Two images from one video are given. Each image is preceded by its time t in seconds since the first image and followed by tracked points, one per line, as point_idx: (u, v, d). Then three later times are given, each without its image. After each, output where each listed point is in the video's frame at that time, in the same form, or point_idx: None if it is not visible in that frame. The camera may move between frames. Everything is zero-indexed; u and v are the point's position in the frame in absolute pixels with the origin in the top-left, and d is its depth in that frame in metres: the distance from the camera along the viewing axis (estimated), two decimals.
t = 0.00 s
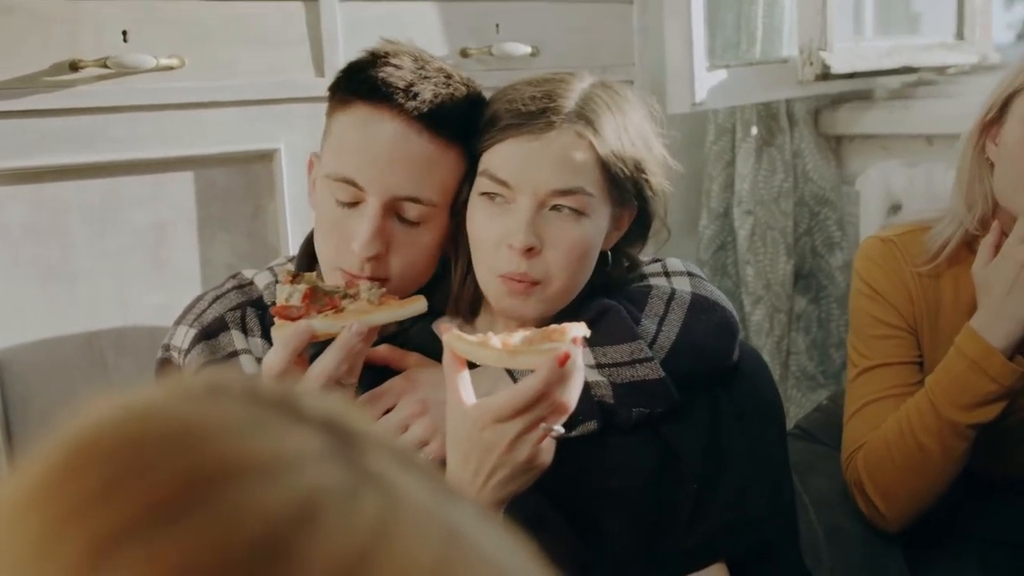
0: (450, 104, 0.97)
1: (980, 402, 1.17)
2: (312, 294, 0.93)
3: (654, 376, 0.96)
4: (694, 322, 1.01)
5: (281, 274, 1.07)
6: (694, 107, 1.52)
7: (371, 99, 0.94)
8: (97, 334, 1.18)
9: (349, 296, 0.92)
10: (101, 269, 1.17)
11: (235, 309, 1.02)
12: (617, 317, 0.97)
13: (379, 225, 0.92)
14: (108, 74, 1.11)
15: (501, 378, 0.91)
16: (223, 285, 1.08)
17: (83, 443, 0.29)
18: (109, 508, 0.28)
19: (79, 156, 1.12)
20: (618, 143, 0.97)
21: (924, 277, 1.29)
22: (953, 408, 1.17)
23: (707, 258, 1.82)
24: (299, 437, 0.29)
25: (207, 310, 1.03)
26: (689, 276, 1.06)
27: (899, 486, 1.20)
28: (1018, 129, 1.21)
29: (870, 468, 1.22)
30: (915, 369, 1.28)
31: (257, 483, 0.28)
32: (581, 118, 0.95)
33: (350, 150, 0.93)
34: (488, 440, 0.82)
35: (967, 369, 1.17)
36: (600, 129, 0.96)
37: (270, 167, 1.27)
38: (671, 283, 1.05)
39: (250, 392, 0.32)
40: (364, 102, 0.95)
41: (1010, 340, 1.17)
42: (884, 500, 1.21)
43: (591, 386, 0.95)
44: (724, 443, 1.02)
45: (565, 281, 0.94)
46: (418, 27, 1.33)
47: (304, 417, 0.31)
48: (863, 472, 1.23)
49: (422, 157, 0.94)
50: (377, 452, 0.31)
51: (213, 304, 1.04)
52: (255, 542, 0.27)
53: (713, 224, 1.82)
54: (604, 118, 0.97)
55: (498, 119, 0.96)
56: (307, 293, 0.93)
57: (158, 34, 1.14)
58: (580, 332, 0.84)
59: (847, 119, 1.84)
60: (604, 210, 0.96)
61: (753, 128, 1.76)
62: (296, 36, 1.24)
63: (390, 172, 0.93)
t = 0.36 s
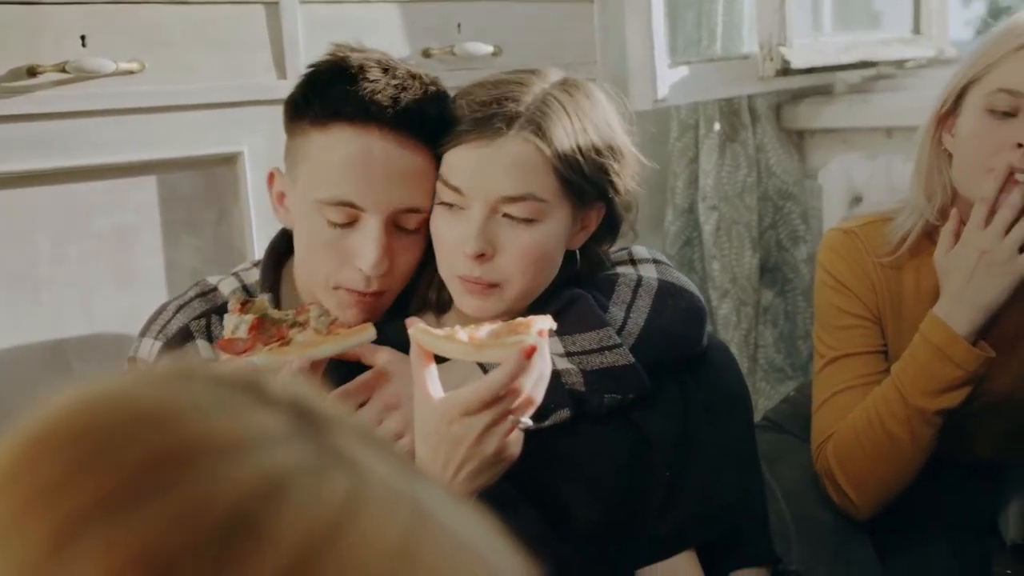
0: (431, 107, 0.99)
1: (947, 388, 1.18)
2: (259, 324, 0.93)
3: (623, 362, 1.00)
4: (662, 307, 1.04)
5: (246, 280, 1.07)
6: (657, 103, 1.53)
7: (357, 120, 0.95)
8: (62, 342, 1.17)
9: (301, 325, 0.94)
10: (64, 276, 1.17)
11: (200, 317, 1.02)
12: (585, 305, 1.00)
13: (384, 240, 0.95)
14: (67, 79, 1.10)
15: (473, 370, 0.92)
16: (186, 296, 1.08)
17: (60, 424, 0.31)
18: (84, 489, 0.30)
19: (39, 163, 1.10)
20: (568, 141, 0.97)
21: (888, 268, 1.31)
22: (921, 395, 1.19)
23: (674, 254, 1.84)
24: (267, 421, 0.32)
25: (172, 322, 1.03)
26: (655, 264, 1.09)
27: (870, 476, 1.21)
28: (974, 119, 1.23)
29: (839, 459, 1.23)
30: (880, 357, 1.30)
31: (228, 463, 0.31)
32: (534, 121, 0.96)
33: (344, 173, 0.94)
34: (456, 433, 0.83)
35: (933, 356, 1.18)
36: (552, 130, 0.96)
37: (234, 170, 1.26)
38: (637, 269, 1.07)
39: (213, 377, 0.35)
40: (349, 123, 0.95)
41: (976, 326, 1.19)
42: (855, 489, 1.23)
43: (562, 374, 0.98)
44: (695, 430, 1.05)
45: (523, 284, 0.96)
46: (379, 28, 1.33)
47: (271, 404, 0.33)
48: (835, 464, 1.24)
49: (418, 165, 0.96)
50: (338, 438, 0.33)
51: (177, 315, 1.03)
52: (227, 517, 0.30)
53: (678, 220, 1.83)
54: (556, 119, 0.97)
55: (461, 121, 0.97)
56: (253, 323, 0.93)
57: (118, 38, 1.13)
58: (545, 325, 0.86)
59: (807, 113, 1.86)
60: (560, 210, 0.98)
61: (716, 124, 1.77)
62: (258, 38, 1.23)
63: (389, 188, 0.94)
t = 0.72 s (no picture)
0: (426, 113, 0.99)
1: (929, 380, 1.18)
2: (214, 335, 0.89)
3: (612, 345, 0.99)
4: (650, 287, 1.05)
5: (232, 281, 1.04)
6: (638, 98, 1.52)
7: (350, 130, 0.95)
8: (43, 345, 1.16)
9: (253, 343, 0.91)
10: (44, 277, 1.16)
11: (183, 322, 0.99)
12: (572, 291, 1.00)
13: (380, 247, 0.95)
14: (44, 80, 1.10)
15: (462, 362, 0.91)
16: (171, 299, 1.05)
17: (35, 403, 0.31)
18: (55, 467, 0.30)
19: (16, 165, 1.10)
20: (553, 142, 0.96)
21: (868, 262, 1.31)
22: (903, 387, 1.18)
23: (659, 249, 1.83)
24: (241, 400, 0.31)
25: (154, 327, 0.99)
26: (638, 245, 1.09)
27: (855, 469, 1.22)
28: (948, 111, 1.24)
29: (823, 453, 1.24)
30: (861, 351, 1.29)
31: (197, 442, 0.30)
32: (520, 126, 0.95)
33: (343, 181, 0.94)
34: (443, 424, 0.83)
35: (915, 348, 1.17)
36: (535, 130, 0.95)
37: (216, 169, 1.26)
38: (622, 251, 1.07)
39: (191, 359, 0.34)
40: (343, 133, 0.95)
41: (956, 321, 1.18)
42: (839, 481, 1.23)
43: (551, 360, 0.98)
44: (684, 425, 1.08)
45: (504, 293, 0.96)
46: (357, 26, 1.33)
47: (247, 384, 0.33)
48: (818, 457, 1.25)
49: (415, 174, 0.96)
50: (316, 420, 0.33)
51: (160, 320, 1.00)
52: (197, 495, 0.30)
53: (664, 216, 1.83)
54: (542, 120, 0.96)
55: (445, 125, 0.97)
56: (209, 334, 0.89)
57: (96, 38, 1.13)
58: (532, 318, 0.86)
59: (790, 108, 1.87)
60: (547, 216, 0.96)
61: (698, 119, 1.77)
62: (237, 38, 1.23)
63: (385, 197, 0.94)
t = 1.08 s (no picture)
0: (411, 116, 0.98)
1: (920, 375, 1.17)
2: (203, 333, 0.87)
3: (611, 345, 0.99)
4: (656, 283, 1.04)
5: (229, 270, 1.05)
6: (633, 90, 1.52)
7: (332, 133, 0.94)
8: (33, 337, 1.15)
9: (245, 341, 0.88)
10: (34, 269, 1.15)
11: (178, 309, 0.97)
12: (572, 287, 0.99)
13: (366, 247, 0.94)
14: (35, 70, 1.10)
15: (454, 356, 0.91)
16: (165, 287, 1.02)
17: None
18: None
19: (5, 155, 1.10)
20: (567, 146, 0.93)
21: (860, 257, 1.31)
22: (893, 383, 1.18)
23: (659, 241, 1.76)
24: (198, 381, 0.28)
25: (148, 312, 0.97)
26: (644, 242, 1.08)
27: (850, 467, 1.22)
28: (940, 103, 1.24)
29: (815, 448, 1.23)
30: (854, 345, 1.29)
31: (152, 421, 0.27)
32: (536, 126, 0.92)
33: (327, 183, 0.93)
34: (420, 414, 0.83)
35: (907, 343, 1.17)
36: (551, 141, 0.92)
37: (207, 161, 1.26)
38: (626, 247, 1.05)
39: (139, 339, 0.31)
40: (327, 136, 0.94)
41: (949, 314, 1.16)
42: (829, 477, 1.23)
43: (547, 360, 0.96)
44: (682, 425, 1.08)
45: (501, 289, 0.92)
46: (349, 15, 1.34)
47: (204, 365, 0.30)
48: (808, 451, 1.24)
49: (399, 177, 0.96)
50: (279, 403, 0.30)
51: (154, 306, 0.98)
52: (148, 479, 0.26)
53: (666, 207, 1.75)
54: (560, 130, 0.93)
55: (464, 117, 0.94)
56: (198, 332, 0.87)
57: (86, 28, 1.13)
58: (510, 302, 0.84)
59: (788, 100, 1.86)
60: (552, 226, 0.94)
61: (695, 112, 1.75)
62: (228, 28, 1.24)
63: (369, 197, 0.94)
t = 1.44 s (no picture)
0: (389, 117, 0.97)
1: (919, 377, 1.15)
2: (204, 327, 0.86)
3: (608, 345, 0.96)
4: (659, 282, 1.01)
5: (227, 260, 1.03)
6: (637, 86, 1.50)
7: (309, 135, 0.93)
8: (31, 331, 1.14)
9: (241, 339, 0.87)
10: (32, 262, 1.14)
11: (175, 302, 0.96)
12: (568, 286, 0.97)
13: (347, 246, 0.92)
14: (31, 64, 1.08)
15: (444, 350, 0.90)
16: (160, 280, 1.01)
17: None
18: None
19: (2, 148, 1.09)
20: (563, 145, 0.92)
21: (862, 254, 1.29)
22: (891, 384, 1.16)
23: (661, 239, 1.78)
24: (145, 374, 0.28)
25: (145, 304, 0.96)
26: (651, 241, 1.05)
27: (846, 467, 1.20)
28: (946, 100, 1.22)
29: (812, 447, 1.22)
30: (855, 344, 1.28)
31: (93, 414, 0.26)
32: (534, 124, 0.91)
33: (306, 183, 0.91)
34: (395, 407, 0.83)
35: (906, 344, 1.15)
36: (548, 142, 0.91)
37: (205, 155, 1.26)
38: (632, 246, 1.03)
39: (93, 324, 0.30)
40: (304, 138, 0.93)
41: (949, 315, 1.15)
42: (825, 476, 1.22)
43: (543, 359, 0.94)
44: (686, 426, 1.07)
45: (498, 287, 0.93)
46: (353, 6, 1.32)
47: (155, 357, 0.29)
48: (806, 450, 1.23)
49: (379, 176, 0.94)
50: (230, 394, 0.29)
51: (151, 299, 0.97)
52: (85, 472, 0.26)
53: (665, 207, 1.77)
54: (559, 131, 0.92)
55: (465, 110, 0.94)
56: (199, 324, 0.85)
57: (84, 21, 1.11)
58: (481, 290, 0.84)
59: (794, 96, 1.85)
60: (546, 226, 0.93)
61: (700, 108, 1.74)
62: (224, 21, 1.23)
63: (349, 197, 0.92)
